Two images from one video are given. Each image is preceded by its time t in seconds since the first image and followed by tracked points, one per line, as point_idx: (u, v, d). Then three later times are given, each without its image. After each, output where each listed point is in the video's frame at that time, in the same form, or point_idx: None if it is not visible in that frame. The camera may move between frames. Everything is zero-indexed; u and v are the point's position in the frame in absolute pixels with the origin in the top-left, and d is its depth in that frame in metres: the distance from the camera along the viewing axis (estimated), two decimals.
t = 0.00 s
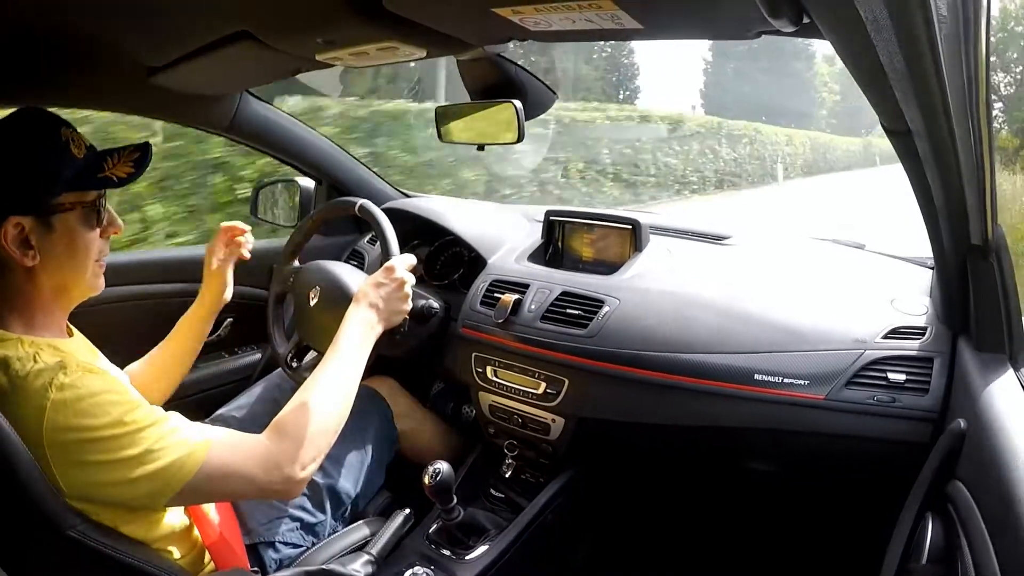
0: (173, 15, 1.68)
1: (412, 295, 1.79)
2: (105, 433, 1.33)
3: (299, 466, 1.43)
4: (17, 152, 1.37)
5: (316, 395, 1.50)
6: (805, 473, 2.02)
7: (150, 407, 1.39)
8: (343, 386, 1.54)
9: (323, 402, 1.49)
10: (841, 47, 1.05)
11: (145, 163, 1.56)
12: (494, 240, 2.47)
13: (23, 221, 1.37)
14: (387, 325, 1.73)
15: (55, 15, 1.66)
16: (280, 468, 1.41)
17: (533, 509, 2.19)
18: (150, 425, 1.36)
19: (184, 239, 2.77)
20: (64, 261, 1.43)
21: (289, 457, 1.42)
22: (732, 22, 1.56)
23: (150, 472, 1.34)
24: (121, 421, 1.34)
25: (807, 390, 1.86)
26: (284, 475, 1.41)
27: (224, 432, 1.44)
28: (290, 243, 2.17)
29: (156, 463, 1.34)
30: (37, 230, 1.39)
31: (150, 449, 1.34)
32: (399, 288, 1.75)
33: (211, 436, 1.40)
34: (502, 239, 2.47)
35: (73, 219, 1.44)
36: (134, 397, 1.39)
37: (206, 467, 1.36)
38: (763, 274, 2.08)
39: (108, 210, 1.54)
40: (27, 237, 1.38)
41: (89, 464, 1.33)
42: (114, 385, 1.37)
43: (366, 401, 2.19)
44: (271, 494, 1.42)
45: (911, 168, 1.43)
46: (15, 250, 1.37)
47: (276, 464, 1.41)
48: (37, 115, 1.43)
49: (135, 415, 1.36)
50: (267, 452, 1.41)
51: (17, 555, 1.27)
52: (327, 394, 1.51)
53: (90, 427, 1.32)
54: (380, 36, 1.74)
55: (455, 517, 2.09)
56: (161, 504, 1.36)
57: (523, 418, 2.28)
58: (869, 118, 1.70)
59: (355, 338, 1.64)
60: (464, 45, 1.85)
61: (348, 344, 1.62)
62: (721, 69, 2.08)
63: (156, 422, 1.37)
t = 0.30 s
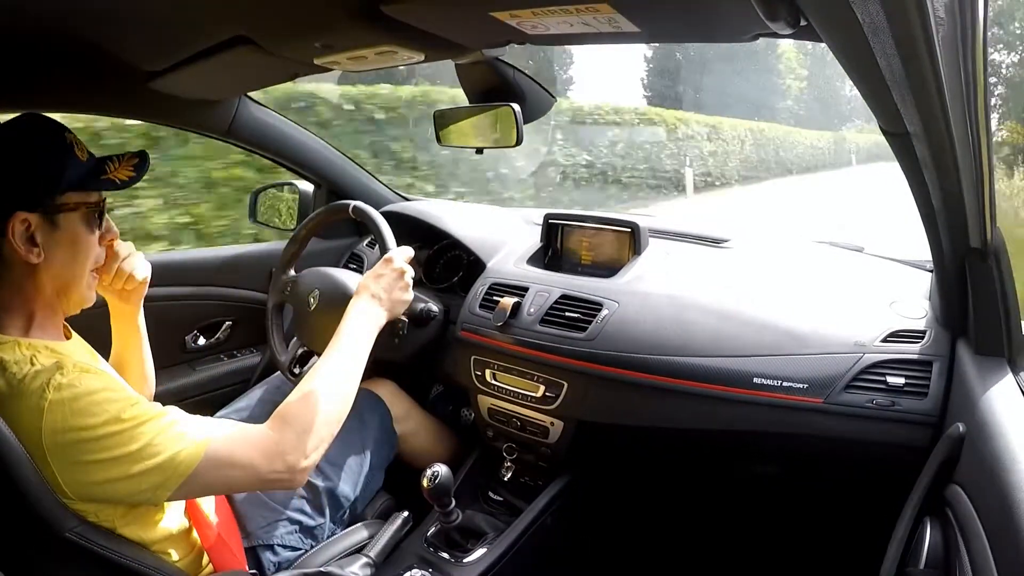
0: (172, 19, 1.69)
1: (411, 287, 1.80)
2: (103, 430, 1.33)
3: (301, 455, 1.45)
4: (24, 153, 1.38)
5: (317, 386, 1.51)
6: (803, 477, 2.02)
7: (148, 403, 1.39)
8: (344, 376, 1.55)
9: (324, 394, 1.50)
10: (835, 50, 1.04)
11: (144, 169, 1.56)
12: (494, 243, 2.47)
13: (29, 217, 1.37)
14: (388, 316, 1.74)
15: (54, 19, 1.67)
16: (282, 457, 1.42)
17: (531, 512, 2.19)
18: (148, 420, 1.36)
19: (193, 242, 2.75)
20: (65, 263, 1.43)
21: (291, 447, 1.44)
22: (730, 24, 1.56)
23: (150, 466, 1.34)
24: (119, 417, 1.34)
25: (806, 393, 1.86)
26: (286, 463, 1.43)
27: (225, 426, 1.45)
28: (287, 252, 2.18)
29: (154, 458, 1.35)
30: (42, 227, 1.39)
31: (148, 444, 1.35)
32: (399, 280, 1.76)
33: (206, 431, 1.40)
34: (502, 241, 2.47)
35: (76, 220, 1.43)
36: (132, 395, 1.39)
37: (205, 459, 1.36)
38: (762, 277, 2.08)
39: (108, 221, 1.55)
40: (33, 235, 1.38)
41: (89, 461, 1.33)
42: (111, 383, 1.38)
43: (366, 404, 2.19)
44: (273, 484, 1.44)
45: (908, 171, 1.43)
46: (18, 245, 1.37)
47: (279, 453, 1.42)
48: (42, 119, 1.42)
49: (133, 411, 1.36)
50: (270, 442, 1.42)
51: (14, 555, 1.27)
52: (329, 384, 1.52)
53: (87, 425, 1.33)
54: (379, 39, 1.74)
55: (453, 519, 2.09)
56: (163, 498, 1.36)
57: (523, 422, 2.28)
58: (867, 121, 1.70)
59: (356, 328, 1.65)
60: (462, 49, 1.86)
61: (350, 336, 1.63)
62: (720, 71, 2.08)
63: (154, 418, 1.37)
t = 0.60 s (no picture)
0: (169, 16, 1.68)
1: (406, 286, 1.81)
2: (103, 432, 1.32)
3: (299, 458, 1.45)
4: (25, 151, 1.36)
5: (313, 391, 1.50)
6: (799, 477, 2.02)
7: (148, 405, 1.39)
8: (339, 378, 1.55)
9: (320, 398, 1.50)
10: (836, 53, 1.04)
11: (146, 168, 1.55)
12: (490, 242, 2.47)
13: (36, 214, 1.36)
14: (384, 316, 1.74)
15: (49, 17, 1.66)
16: (279, 461, 1.43)
17: (528, 511, 2.19)
18: (147, 423, 1.36)
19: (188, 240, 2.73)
20: (69, 261, 1.42)
21: (289, 450, 1.44)
22: (729, 24, 1.56)
23: (149, 470, 1.34)
24: (118, 419, 1.34)
25: (803, 393, 1.86)
26: (284, 467, 1.43)
27: (222, 428, 1.45)
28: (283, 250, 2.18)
29: (153, 462, 1.34)
30: (49, 223, 1.38)
31: (147, 448, 1.34)
32: (393, 279, 1.76)
33: (204, 434, 1.40)
34: (499, 240, 2.47)
35: (80, 217, 1.42)
36: (132, 396, 1.38)
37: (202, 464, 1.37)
38: (759, 277, 2.08)
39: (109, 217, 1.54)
40: (40, 231, 1.37)
41: (86, 464, 1.32)
42: (111, 384, 1.37)
43: (361, 401, 2.18)
44: (271, 487, 1.44)
45: (906, 172, 1.43)
46: (26, 243, 1.35)
47: (276, 457, 1.42)
48: (42, 116, 1.40)
49: (132, 414, 1.35)
50: (267, 446, 1.42)
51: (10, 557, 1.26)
52: (325, 386, 1.52)
53: (87, 427, 1.32)
54: (377, 37, 1.73)
55: (449, 517, 2.13)
56: (160, 502, 1.36)
57: (519, 421, 2.28)
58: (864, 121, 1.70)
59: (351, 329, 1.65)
60: (460, 47, 1.85)
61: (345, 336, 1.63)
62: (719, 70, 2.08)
63: (154, 421, 1.37)
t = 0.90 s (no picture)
0: (167, 12, 1.67)
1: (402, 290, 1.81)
2: (102, 434, 1.31)
3: (293, 465, 1.46)
4: (18, 146, 1.35)
5: (308, 397, 1.50)
6: (795, 474, 2.02)
7: (149, 407, 1.37)
8: (334, 384, 1.55)
9: (314, 406, 1.50)
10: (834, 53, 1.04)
11: (140, 161, 1.54)
12: (488, 238, 2.46)
13: (32, 208, 1.35)
14: (378, 322, 1.74)
15: (46, 12, 1.65)
16: (274, 468, 1.43)
17: (526, 507, 2.20)
18: (146, 426, 1.34)
19: (186, 235, 2.73)
20: (66, 255, 1.42)
21: (284, 457, 1.44)
22: (727, 21, 1.55)
23: (147, 473, 1.33)
24: (118, 421, 1.32)
25: (799, 391, 1.86)
26: (278, 474, 1.43)
27: (216, 431, 1.44)
28: (282, 241, 2.19)
29: (151, 465, 1.33)
30: (46, 217, 1.38)
31: (146, 451, 1.33)
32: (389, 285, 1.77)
33: (202, 438, 1.39)
34: (497, 236, 2.47)
35: (77, 211, 1.42)
36: (134, 397, 1.37)
37: (199, 468, 1.36)
38: (756, 275, 2.08)
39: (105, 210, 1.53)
40: (37, 226, 1.36)
41: (86, 465, 1.32)
42: (112, 384, 1.36)
43: (357, 395, 2.18)
44: (265, 493, 1.44)
45: (904, 172, 1.43)
46: (23, 238, 1.35)
47: (271, 465, 1.42)
48: (39, 111, 1.40)
49: (132, 416, 1.34)
50: (263, 453, 1.42)
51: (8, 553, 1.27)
52: (320, 393, 1.52)
53: (87, 428, 1.31)
54: (376, 34, 1.73)
55: (446, 514, 2.12)
56: (158, 505, 1.35)
57: (516, 417, 2.28)
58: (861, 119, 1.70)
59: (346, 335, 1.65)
60: (457, 44, 1.85)
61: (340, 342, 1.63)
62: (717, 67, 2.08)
63: (154, 424, 1.35)
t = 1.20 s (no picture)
0: (170, 9, 1.67)
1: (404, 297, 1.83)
2: (109, 431, 1.31)
3: (294, 469, 1.45)
4: (23, 143, 1.35)
5: (308, 403, 1.51)
6: (797, 472, 2.02)
7: (155, 407, 1.37)
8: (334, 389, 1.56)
9: (314, 411, 1.51)
10: (836, 49, 1.04)
11: (147, 160, 1.54)
12: (490, 235, 2.46)
13: (40, 206, 1.36)
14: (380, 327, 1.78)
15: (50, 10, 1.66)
16: (276, 472, 1.42)
17: (528, 504, 2.20)
18: (153, 424, 1.34)
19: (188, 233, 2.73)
20: (73, 252, 1.42)
21: (285, 462, 1.43)
22: (730, 19, 1.56)
23: (155, 471, 1.32)
24: (125, 419, 1.32)
25: (802, 388, 1.86)
26: (280, 478, 1.43)
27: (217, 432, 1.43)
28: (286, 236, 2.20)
29: (160, 463, 1.32)
30: (53, 214, 1.38)
31: (153, 449, 1.32)
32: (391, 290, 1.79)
33: (208, 439, 1.39)
34: (500, 234, 2.47)
35: (85, 209, 1.43)
36: (139, 395, 1.37)
37: (205, 467, 1.35)
38: (758, 273, 2.07)
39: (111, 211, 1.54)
40: (44, 222, 1.37)
41: (90, 462, 1.31)
42: (118, 382, 1.35)
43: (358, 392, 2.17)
44: (265, 498, 1.43)
45: (906, 170, 1.44)
46: (30, 236, 1.35)
47: (273, 469, 1.42)
48: (44, 108, 1.40)
49: (139, 414, 1.34)
50: (265, 457, 1.41)
51: (10, 548, 1.27)
52: (320, 398, 1.53)
53: (94, 426, 1.30)
54: (378, 32, 1.73)
55: (450, 511, 2.14)
56: (160, 505, 1.34)
57: (519, 415, 2.28)
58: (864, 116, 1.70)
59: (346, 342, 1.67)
60: (459, 41, 1.85)
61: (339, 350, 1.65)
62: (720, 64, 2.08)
63: (159, 423, 1.35)
